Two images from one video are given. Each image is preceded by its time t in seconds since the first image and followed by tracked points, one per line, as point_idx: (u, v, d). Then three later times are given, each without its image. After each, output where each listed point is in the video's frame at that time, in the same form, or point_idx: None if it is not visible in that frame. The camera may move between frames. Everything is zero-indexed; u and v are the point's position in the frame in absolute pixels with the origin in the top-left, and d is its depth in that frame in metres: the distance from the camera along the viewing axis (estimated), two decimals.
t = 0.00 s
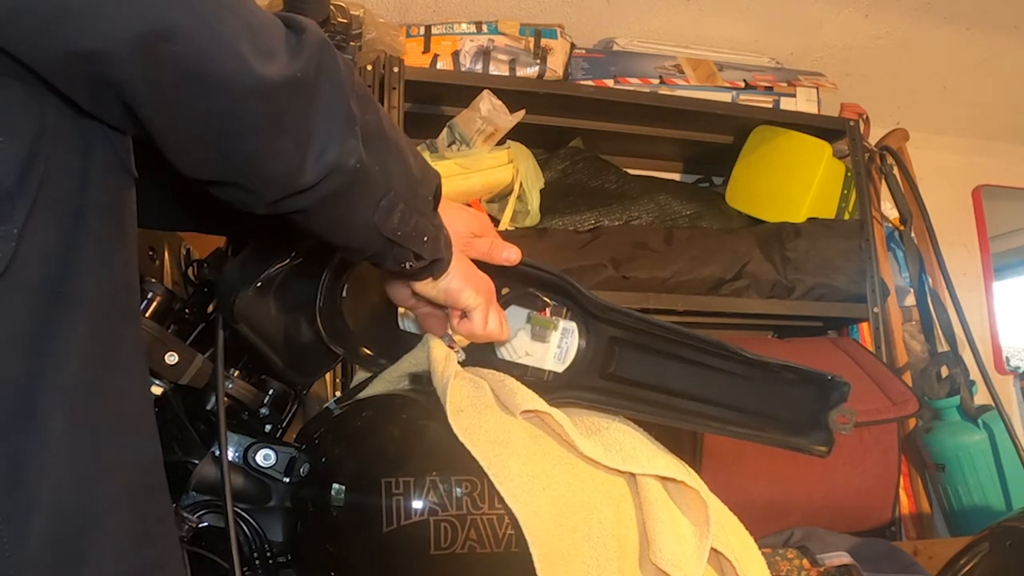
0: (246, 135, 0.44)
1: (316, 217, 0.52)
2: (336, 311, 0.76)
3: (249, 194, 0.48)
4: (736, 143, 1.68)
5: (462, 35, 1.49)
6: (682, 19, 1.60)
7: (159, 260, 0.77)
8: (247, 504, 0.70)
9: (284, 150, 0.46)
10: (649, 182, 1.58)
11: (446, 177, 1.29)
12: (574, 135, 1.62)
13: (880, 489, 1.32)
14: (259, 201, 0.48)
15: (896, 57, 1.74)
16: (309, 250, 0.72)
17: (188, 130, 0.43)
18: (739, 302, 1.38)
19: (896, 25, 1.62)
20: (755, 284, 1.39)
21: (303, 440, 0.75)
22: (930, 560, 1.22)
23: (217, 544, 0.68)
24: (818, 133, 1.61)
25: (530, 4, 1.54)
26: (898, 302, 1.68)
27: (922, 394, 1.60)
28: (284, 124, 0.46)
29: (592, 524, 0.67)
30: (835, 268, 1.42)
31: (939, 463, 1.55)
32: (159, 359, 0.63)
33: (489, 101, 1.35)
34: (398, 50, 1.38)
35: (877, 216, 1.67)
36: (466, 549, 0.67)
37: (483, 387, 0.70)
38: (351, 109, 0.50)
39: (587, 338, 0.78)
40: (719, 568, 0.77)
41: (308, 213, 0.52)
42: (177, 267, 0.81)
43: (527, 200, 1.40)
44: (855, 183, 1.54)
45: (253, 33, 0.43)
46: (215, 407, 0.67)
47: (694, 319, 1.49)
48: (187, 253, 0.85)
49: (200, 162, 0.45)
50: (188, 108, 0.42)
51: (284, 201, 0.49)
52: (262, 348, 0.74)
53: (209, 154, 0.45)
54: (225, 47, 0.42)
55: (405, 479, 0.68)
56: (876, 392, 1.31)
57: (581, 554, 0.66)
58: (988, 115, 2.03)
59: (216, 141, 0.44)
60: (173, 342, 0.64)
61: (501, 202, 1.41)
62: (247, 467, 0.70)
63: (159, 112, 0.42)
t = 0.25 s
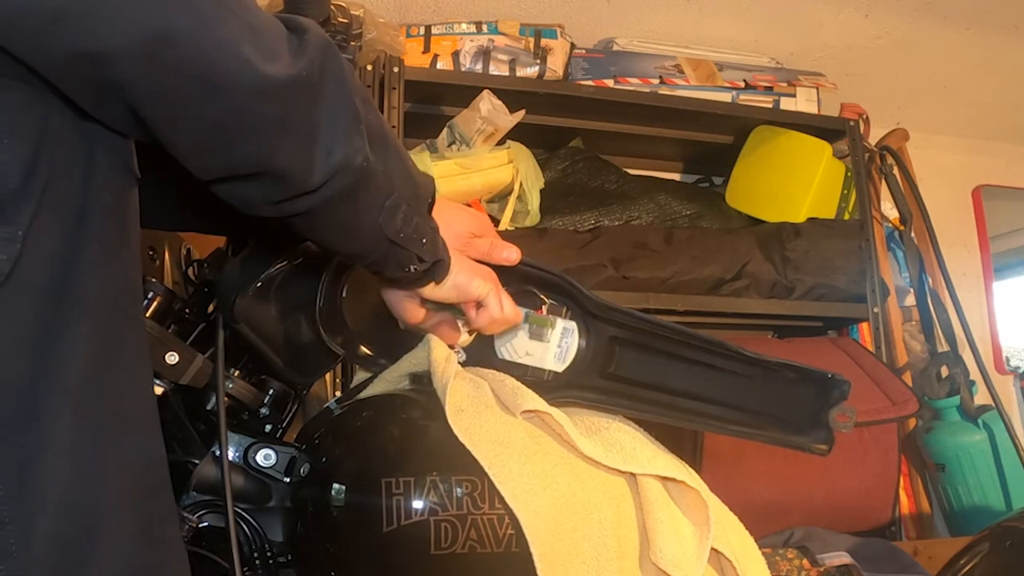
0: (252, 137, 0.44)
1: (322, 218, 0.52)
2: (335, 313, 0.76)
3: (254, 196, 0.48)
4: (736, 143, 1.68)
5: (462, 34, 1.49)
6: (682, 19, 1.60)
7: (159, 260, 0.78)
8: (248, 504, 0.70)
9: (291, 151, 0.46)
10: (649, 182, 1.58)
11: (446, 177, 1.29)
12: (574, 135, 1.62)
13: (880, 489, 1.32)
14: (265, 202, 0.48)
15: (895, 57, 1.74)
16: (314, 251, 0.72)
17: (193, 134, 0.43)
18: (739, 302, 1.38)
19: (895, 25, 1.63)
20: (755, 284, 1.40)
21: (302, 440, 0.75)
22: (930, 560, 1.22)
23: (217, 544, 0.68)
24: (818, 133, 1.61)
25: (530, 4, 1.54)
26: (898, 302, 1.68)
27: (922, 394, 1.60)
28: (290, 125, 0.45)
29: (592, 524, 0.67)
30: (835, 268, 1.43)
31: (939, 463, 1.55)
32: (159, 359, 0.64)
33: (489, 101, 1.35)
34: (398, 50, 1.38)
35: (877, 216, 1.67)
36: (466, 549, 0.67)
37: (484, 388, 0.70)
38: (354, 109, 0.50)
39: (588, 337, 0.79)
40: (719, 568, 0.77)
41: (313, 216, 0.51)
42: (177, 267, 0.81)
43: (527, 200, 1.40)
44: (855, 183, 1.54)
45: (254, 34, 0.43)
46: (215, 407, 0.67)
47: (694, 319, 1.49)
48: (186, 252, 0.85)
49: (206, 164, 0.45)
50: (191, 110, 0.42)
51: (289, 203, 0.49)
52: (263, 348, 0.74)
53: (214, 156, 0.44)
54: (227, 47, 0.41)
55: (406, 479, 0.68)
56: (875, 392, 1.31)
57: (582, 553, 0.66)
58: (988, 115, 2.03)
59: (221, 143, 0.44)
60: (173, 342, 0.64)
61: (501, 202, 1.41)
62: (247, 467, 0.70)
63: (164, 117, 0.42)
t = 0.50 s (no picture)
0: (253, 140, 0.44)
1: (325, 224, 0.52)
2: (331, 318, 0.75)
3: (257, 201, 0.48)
4: (736, 143, 1.68)
5: (462, 34, 1.49)
6: (682, 19, 1.60)
7: (161, 260, 0.77)
8: (248, 504, 0.70)
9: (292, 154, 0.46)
10: (649, 182, 1.58)
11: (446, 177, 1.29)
12: (574, 135, 1.62)
13: (880, 489, 1.32)
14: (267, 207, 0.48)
15: (895, 57, 1.74)
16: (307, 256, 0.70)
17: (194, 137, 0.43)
18: (739, 302, 1.38)
19: (895, 25, 1.63)
20: (755, 284, 1.40)
21: (303, 440, 0.75)
22: (930, 560, 1.22)
23: (218, 543, 0.67)
24: (818, 133, 1.61)
25: (530, 4, 1.54)
26: (898, 302, 1.68)
27: (922, 394, 1.60)
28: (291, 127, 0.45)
29: (594, 524, 0.68)
30: (835, 269, 1.43)
31: (939, 463, 1.55)
32: (161, 359, 0.63)
33: (489, 101, 1.35)
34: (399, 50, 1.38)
35: (877, 216, 1.67)
36: (467, 548, 0.68)
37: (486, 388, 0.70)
38: (343, 92, 0.41)
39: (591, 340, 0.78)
40: (719, 568, 0.77)
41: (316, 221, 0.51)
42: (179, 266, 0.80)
43: (527, 200, 1.40)
44: (855, 184, 1.54)
45: None
46: (217, 408, 0.67)
47: (694, 319, 1.49)
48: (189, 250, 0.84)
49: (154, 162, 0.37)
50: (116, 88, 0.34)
51: (258, 205, 0.40)
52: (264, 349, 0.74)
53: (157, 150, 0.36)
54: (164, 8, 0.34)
55: (406, 478, 0.68)
56: (875, 392, 1.31)
57: (583, 554, 0.67)
58: (987, 115, 2.03)
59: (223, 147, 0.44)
60: (174, 342, 0.64)
61: (501, 202, 1.41)
62: (249, 466, 0.69)
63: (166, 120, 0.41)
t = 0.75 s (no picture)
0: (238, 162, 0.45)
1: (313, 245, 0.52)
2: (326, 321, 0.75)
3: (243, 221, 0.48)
4: (736, 143, 1.68)
5: (462, 35, 1.49)
6: (682, 19, 1.60)
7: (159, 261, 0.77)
8: (248, 504, 0.70)
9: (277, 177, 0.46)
10: (649, 182, 1.58)
11: (446, 178, 1.32)
12: (574, 135, 1.62)
13: (880, 489, 1.32)
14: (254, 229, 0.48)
15: (896, 57, 1.74)
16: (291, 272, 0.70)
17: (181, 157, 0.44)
18: (738, 302, 1.38)
19: (895, 25, 1.63)
20: (755, 284, 1.40)
21: (303, 440, 0.75)
22: (930, 560, 1.22)
23: (218, 544, 0.68)
24: (818, 133, 1.61)
25: (530, 4, 1.54)
26: (898, 302, 1.68)
27: (922, 394, 1.60)
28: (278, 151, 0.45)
29: (594, 526, 0.68)
30: (835, 268, 1.43)
31: (939, 463, 1.55)
32: (160, 359, 0.63)
33: (489, 101, 1.35)
34: (398, 50, 1.38)
35: (877, 216, 1.67)
36: (466, 548, 0.68)
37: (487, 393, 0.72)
38: (293, 106, 0.44)
39: (593, 339, 0.78)
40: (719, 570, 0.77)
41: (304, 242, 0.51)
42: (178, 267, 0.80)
43: (527, 200, 1.40)
44: (855, 183, 1.54)
45: (151, 17, 0.39)
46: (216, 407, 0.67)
47: (694, 319, 1.49)
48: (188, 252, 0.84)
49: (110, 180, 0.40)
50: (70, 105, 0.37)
51: (204, 219, 0.44)
52: (263, 348, 0.74)
53: (113, 167, 0.39)
54: (111, 33, 0.37)
55: (406, 479, 0.68)
56: (875, 392, 1.31)
57: (584, 556, 0.67)
58: (988, 115, 2.03)
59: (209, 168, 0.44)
60: (174, 342, 0.64)
61: (501, 202, 1.42)
62: (248, 466, 0.70)
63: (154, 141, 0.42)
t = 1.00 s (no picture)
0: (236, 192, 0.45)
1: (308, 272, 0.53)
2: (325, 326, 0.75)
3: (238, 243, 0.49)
4: (736, 143, 1.68)
5: (462, 35, 1.49)
6: (682, 19, 1.60)
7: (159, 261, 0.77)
8: (248, 504, 0.69)
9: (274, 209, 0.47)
10: (649, 182, 1.58)
11: (446, 178, 1.32)
12: (574, 135, 1.62)
13: (880, 489, 1.32)
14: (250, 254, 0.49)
15: (895, 57, 1.74)
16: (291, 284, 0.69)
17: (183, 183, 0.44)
18: (738, 302, 1.38)
19: (895, 25, 1.63)
20: (755, 284, 1.40)
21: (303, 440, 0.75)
22: (930, 560, 1.22)
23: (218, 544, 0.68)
24: (818, 133, 1.61)
25: (530, 4, 1.54)
26: (898, 302, 1.68)
27: (923, 394, 1.60)
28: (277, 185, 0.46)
29: (595, 527, 0.69)
30: (835, 268, 1.43)
31: (939, 463, 1.55)
32: (160, 358, 0.63)
33: (489, 101, 1.35)
34: (399, 50, 1.38)
35: (877, 216, 1.67)
36: (467, 548, 0.68)
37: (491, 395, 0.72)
38: (302, 146, 0.46)
39: (596, 334, 0.78)
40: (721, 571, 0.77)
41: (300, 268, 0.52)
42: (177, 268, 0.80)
43: (527, 200, 1.40)
44: (855, 183, 1.54)
45: (172, 57, 0.40)
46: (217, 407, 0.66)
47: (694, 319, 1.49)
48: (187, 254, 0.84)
49: (114, 209, 0.41)
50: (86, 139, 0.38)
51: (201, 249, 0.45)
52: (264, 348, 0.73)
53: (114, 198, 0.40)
54: (124, 70, 0.38)
55: (407, 478, 0.68)
56: (876, 392, 1.31)
57: (585, 557, 0.68)
58: (987, 115, 2.03)
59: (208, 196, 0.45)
60: (174, 341, 0.63)
61: (501, 202, 1.42)
62: (248, 466, 0.69)
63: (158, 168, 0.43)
